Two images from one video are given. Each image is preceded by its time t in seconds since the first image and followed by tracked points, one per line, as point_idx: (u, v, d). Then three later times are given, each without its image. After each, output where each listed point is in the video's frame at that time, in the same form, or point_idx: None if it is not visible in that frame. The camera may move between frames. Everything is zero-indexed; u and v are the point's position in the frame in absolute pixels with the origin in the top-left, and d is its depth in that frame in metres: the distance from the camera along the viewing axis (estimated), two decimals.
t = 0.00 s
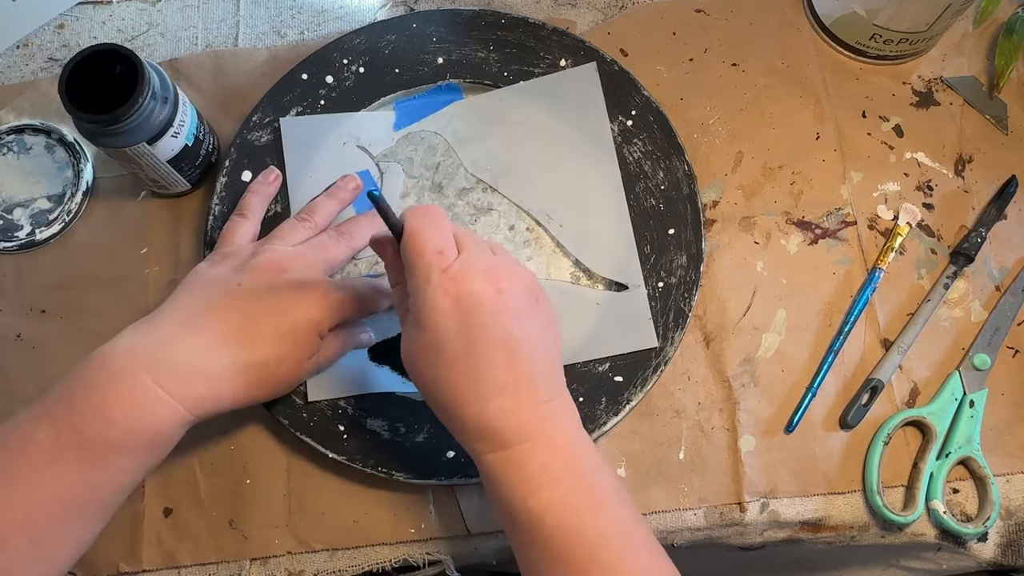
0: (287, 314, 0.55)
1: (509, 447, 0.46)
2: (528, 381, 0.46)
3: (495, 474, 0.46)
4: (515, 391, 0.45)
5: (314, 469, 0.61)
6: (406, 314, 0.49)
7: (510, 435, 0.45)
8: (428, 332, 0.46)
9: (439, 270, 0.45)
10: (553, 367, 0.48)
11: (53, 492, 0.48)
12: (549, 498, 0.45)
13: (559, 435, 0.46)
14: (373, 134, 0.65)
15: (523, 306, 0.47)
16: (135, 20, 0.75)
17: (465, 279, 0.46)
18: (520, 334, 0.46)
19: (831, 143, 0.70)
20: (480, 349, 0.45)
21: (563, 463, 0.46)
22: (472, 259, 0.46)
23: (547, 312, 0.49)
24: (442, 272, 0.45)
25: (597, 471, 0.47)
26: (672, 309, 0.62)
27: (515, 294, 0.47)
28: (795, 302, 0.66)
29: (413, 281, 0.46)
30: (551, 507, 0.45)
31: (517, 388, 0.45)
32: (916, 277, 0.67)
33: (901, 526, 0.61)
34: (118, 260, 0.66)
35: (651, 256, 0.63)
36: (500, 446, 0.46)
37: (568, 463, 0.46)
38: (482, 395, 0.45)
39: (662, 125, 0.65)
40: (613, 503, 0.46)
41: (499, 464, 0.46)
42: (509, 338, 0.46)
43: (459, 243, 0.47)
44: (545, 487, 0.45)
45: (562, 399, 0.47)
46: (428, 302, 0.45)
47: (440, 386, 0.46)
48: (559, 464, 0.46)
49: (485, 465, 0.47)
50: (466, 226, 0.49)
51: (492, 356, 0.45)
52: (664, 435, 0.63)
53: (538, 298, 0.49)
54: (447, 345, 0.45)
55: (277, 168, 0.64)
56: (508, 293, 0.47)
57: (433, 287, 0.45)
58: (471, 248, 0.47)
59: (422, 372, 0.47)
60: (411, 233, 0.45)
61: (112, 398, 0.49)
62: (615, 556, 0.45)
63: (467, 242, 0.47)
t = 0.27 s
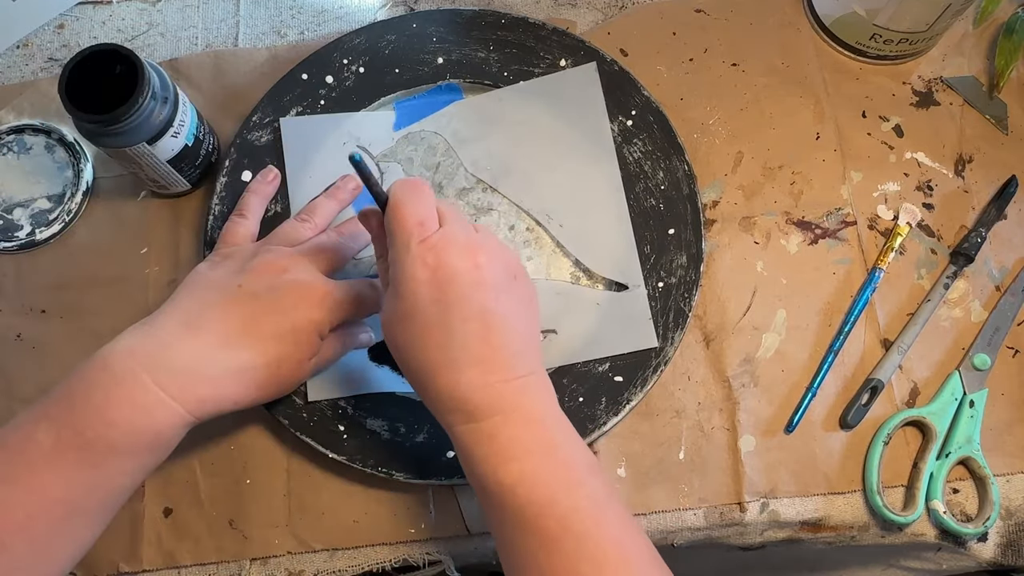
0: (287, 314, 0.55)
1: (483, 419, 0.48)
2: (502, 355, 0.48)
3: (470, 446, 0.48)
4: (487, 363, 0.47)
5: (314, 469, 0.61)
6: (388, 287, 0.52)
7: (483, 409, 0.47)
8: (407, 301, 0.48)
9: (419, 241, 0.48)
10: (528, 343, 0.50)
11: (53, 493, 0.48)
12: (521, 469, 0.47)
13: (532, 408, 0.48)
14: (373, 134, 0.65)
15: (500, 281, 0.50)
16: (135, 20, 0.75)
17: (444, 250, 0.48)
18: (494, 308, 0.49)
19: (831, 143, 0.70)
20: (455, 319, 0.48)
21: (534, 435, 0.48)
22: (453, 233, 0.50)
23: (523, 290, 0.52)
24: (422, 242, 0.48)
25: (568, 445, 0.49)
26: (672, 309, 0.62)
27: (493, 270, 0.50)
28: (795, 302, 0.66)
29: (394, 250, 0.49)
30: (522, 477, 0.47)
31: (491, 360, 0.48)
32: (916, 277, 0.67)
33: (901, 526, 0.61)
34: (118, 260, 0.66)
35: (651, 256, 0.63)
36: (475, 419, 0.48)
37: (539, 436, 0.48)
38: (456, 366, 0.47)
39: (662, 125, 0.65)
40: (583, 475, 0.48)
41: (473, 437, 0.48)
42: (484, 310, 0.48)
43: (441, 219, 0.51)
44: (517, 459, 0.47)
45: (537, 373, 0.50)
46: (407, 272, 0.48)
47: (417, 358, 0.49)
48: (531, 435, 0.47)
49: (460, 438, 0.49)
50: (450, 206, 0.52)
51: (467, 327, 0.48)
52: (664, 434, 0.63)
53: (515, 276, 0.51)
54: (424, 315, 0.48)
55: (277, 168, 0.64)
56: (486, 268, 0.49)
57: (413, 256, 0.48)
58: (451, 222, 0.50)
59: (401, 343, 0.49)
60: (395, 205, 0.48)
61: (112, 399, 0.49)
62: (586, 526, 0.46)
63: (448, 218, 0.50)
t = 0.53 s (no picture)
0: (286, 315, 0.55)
1: (485, 411, 0.45)
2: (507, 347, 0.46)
3: (471, 440, 0.46)
4: (491, 355, 0.45)
5: (314, 469, 0.61)
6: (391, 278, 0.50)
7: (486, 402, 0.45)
8: (411, 290, 0.46)
9: (427, 230, 0.46)
10: (534, 338, 0.47)
11: (53, 494, 0.48)
12: (522, 464, 0.45)
13: (536, 402, 0.46)
14: (373, 134, 0.65)
15: (509, 273, 0.47)
16: (135, 20, 0.75)
17: (452, 240, 0.46)
18: (502, 300, 0.46)
19: (831, 143, 0.70)
20: (461, 311, 0.45)
21: (539, 430, 0.45)
22: (461, 222, 0.47)
23: (531, 283, 0.49)
24: (429, 231, 0.46)
25: (573, 441, 0.46)
26: (672, 309, 0.62)
27: (502, 261, 0.47)
28: (795, 302, 0.66)
29: (401, 238, 0.46)
30: (523, 472, 0.45)
31: (495, 352, 0.45)
32: (916, 277, 0.67)
33: (901, 526, 0.61)
34: (118, 260, 0.66)
35: (651, 256, 0.63)
36: (476, 411, 0.45)
37: (544, 430, 0.45)
38: (459, 359, 0.45)
39: (662, 125, 0.65)
40: (588, 471, 0.46)
41: (475, 430, 0.46)
42: (491, 302, 0.46)
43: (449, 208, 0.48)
44: (520, 454, 0.45)
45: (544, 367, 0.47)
46: (412, 261, 0.46)
47: (418, 348, 0.46)
48: (535, 429, 0.45)
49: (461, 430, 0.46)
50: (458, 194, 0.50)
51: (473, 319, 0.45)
52: (664, 434, 0.63)
53: (524, 269, 0.49)
54: (428, 306, 0.46)
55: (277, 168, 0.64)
56: (494, 258, 0.47)
57: (420, 245, 0.46)
58: (460, 211, 0.48)
59: (402, 334, 0.47)
60: (404, 193, 0.46)
61: (113, 400, 0.49)
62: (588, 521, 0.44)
63: (457, 207, 0.48)
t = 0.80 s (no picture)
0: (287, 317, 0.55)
1: (520, 455, 0.46)
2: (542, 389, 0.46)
3: (505, 480, 0.46)
4: (527, 398, 0.46)
5: (314, 469, 0.61)
6: (426, 319, 0.51)
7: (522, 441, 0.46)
8: (447, 335, 0.47)
9: (462, 275, 0.47)
10: (567, 378, 0.48)
11: (53, 494, 0.48)
12: (559, 506, 0.45)
13: (570, 443, 0.46)
14: (372, 134, 0.65)
15: (543, 316, 0.48)
16: (135, 20, 0.75)
17: (486, 285, 0.47)
18: (536, 343, 0.47)
19: (831, 143, 0.70)
20: (496, 354, 0.46)
21: (573, 472, 0.45)
22: (495, 266, 0.48)
23: (563, 325, 0.50)
24: (464, 277, 0.47)
25: (607, 482, 0.46)
26: (672, 309, 0.62)
27: (535, 304, 0.48)
28: (795, 302, 0.66)
29: (437, 284, 0.47)
30: (560, 514, 0.45)
31: (531, 396, 0.46)
32: (916, 277, 0.67)
33: (901, 526, 0.61)
34: (118, 260, 0.66)
35: (651, 256, 0.63)
36: (511, 454, 0.46)
37: (578, 473, 0.45)
38: (494, 402, 0.46)
39: (661, 125, 0.65)
40: (623, 514, 0.46)
41: (510, 472, 0.46)
42: (526, 346, 0.47)
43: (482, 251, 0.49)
44: (555, 496, 0.45)
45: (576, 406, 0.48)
46: (448, 306, 0.47)
47: (454, 389, 0.47)
48: (570, 473, 0.45)
49: (495, 473, 0.47)
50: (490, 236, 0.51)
51: (507, 361, 0.46)
52: (664, 434, 0.63)
53: (556, 309, 0.50)
54: (464, 347, 0.47)
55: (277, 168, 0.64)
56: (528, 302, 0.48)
57: (455, 291, 0.47)
58: (493, 255, 0.49)
59: (438, 374, 0.48)
60: (438, 238, 0.47)
61: (113, 401, 0.49)
62: (625, 566, 0.44)
63: (490, 250, 0.49)
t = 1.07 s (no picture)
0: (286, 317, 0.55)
1: (495, 428, 0.47)
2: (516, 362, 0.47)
3: (482, 452, 0.48)
4: (503, 374, 0.47)
5: (314, 469, 0.61)
6: (399, 293, 0.50)
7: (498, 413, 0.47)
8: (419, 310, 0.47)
9: (434, 251, 0.46)
10: (540, 350, 0.48)
11: (54, 494, 0.48)
12: (534, 476, 0.47)
13: (544, 415, 0.47)
14: (373, 134, 0.65)
15: (515, 290, 0.48)
16: (135, 20, 0.75)
17: (459, 261, 0.46)
18: (511, 318, 0.47)
19: (831, 143, 0.70)
20: (469, 330, 0.46)
21: (547, 442, 0.47)
22: (467, 241, 0.47)
23: (537, 297, 0.49)
24: (437, 253, 0.46)
25: (580, 450, 0.48)
26: (672, 309, 0.62)
27: (508, 279, 0.48)
28: (795, 302, 0.66)
29: (407, 260, 0.46)
30: (535, 484, 0.47)
31: (504, 370, 0.46)
32: (916, 277, 0.67)
33: (901, 526, 0.61)
34: (118, 260, 0.66)
35: (651, 256, 0.63)
36: (488, 426, 0.47)
37: (552, 443, 0.47)
38: (469, 377, 0.46)
39: (661, 125, 0.65)
40: (595, 481, 0.48)
41: (486, 444, 0.47)
42: (500, 321, 0.47)
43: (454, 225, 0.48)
44: (530, 465, 0.47)
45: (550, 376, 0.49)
46: (420, 282, 0.46)
47: (429, 364, 0.48)
48: (545, 443, 0.47)
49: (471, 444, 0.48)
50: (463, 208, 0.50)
51: (480, 337, 0.46)
52: (664, 434, 0.63)
53: (529, 282, 0.49)
54: (438, 324, 0.46)
55: (277, 168, 0.64)
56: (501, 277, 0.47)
57: (427, 267, 0.46)
58: (465, 230, 0.48)
59: (413, 347, 0.48)
60: (408, 214, 0.46)
61: (113, 401, 0.49)
62: (598, 534, 0.46)
63: (462, 224, 0.48)
